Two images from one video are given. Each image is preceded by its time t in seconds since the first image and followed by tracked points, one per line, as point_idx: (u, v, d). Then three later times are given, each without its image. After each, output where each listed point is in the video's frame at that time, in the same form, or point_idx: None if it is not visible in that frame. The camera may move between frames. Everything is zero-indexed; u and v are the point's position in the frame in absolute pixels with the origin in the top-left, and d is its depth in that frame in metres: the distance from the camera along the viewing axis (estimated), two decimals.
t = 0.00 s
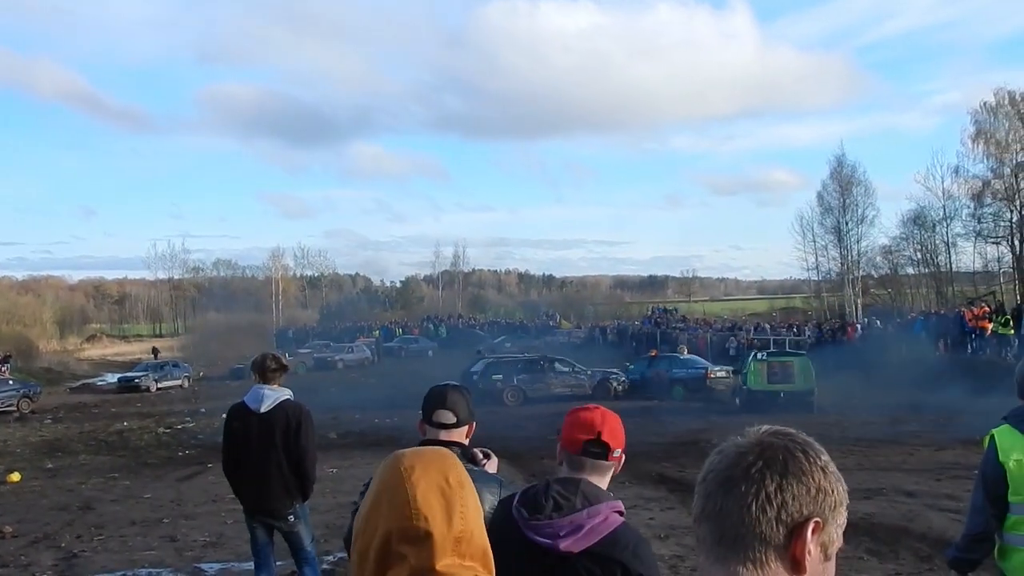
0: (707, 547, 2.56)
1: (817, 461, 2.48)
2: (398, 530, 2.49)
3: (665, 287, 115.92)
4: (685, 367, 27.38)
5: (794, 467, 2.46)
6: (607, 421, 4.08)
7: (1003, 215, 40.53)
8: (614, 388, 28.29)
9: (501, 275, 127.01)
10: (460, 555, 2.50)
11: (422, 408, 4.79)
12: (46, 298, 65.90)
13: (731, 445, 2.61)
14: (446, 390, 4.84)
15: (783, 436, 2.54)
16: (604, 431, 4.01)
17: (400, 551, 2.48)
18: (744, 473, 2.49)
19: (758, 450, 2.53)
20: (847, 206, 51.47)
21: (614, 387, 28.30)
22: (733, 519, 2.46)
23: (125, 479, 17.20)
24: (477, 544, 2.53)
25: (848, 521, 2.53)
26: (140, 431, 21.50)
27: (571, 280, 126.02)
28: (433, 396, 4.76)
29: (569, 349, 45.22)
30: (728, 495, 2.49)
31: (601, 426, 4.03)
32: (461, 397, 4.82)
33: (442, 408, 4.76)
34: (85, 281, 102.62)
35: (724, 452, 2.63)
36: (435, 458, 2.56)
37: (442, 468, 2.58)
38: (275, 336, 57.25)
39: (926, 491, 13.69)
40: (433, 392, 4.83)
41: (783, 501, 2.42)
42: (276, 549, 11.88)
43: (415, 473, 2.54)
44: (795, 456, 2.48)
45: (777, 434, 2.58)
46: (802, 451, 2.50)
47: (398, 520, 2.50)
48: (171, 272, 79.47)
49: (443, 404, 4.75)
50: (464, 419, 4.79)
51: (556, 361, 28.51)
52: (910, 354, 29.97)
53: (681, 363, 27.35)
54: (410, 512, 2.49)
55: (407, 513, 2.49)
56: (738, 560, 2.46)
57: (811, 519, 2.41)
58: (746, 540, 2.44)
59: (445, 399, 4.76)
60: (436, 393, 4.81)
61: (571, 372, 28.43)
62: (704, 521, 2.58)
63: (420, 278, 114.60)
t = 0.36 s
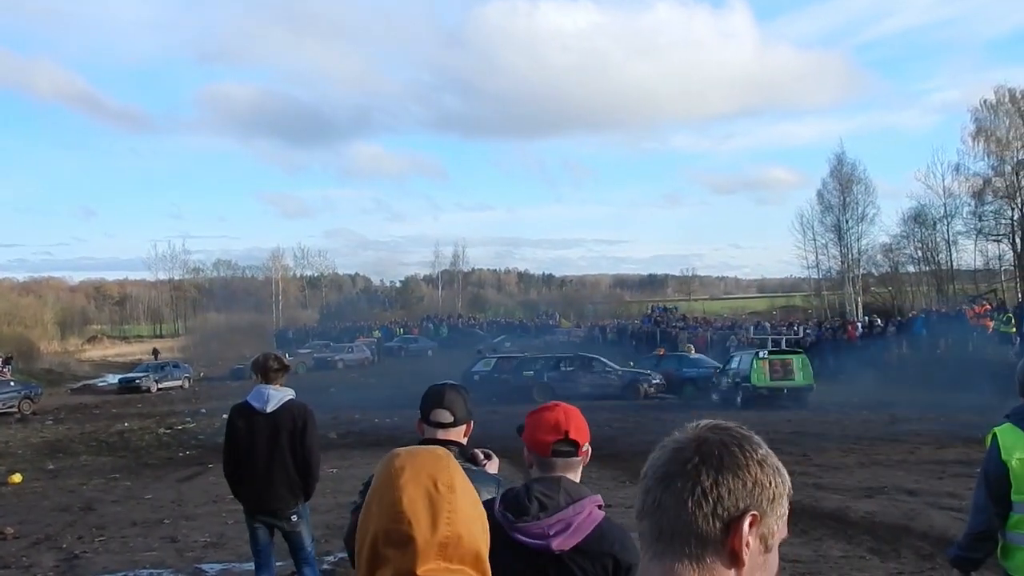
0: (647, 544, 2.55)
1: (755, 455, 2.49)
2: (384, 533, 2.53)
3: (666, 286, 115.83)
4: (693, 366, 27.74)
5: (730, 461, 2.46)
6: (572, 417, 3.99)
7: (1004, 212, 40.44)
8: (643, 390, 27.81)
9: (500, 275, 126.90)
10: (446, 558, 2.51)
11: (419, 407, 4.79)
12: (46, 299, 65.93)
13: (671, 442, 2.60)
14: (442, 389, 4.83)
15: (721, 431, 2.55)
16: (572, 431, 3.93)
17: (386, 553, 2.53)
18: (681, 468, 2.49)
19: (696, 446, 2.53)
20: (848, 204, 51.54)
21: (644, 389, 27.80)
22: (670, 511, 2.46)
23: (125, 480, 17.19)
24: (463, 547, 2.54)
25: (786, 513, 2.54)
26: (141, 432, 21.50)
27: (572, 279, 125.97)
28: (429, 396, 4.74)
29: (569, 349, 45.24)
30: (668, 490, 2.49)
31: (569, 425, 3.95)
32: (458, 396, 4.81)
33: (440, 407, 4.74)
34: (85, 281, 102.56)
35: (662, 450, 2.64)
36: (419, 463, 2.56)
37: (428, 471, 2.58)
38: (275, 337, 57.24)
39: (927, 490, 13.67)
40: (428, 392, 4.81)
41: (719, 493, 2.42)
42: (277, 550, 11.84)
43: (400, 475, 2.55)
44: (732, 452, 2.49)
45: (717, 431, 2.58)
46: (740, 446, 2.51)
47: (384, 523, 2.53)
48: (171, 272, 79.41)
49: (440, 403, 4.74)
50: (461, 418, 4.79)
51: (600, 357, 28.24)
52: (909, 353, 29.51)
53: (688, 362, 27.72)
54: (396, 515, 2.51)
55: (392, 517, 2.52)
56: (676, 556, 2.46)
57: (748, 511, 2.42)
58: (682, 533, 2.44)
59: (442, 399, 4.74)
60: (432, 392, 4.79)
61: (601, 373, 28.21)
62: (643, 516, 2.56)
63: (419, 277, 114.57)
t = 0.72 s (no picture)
0: (617, 547, 2.48)
1: (717, 448, 2.53)
2: (395, 524, 2.77)
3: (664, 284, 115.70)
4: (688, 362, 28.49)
5: (704, 460, 2.47)
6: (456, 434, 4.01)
7: (1000, 211, 40.29)
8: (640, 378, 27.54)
9: (497, 274, 126.78)
10: (451, 554, 2.72)
11: (415, 405, 4.81)
12: (43, 299, 65.84)
13: (626, 442, 2.51)
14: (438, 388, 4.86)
15: (682, 426, 2.53)
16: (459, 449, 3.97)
17: (396, 544, 2.77)
18: (656, 472, 2.44)
19: (662, 447, 2.48)
20: (844, 203, 51.59)
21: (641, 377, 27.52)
22: (652, 516, 2.41)
23: (122, 481, 17.21)
24: (471, 543, 2.75)
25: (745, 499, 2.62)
26: (138, 432, 21.51)
27: (570, 277, 125.87)
28: (424, 395, 4.76)
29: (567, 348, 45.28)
30: (643, 495, 2.42)
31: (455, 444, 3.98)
32: (452, 395, 4.83)
33: (434, 406, 4.75)
34: (83, 283, 102.46)
35: (615, 449, 2.54)
36: (431, 458, 2.79)
37: (440, 468, 2.81)
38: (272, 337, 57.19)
39: (923, 487, 13.70)
40: (425, 391, 4.83)
41: (700, 494, 2.44)
42: (275, 549, 11.85)
43: (415, 470, 2.79)
44: (699, 448, 2.49)
45: (673, 426, 2.55)
46: (702, 440, 2.52)
47: (395, 516, 2.77)
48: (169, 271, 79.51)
49: (435, 402, 4.75)
50: (456, 416, 4.79)
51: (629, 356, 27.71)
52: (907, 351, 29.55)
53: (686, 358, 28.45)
54: (405, 510, 2.75)
55: (402, 510, 2.75)
56: (659, 559, 2.42)
57: (722, 505, 2.48)
58: (669, 538, 2.41)
59: (436, 397, 4.75)
60: (428, 392, 4.80)
61: (622, 371, 27.48)
62: (610, 519, 2.48)
63: (416, 277, 114.47)
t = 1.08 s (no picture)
0: (614, 555, 2.37)
1: (709, 444, 2.44)
2: (449, 509, 2.82)
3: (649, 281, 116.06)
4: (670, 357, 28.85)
5: (697, 460, 2.38)
6: (294, 430, 3.97)
7: (979, 207, 40.50)
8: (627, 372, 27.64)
9: (482, 272, 126.78)
10: (506, 541, 2.79)
11: (394, 405, 4.76)
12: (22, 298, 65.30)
13: (617, 447, 2.39)
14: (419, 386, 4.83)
15: (671, 425, 2.43)
16: (297, 441, 3.89)
17: (449, 529, 2.83)
18: (653, 476, 2.33)
19: (654, 449, 2.38)
20: (827, 200, 51.96)
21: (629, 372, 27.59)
22: (653, 523, 2.31)
23: (102, 481, 17.08)
24: (526, 532, 2.80)
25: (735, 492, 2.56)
26: (118, 431, 21.36)
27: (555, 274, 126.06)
28: (404, 393, 4.73)
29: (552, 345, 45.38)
30: (640, 499, 2.32)
31: (293, 437, 3.91)
32: (432, 393, 4.81)
33: (413, 405, 4.71)
34: (64, 282, 101.71)
35: (601, 455, 2.43)
36: (491, 446, 2.81)
37: (499, 455, 2.83)
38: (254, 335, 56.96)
39: (905, 481, 13.77)
40: (404, 390, 4.79)
41: (696, 496, 2.35)
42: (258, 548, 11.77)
43: (472, 458, 2.82)
44: (693, 448, 2.40)
45: (663, 426, 2.45)
46: (693, 438, 2.44)
47: (451, 501, 2.82)
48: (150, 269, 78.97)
49: (414, 401, 4.72)
50: (435, 415, 4.74)
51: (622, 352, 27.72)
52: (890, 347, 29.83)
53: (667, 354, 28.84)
54: (461, 495, 2.80)
55: (459, 495, 2.80)
56: (660, 566, 2.33)
57: (719, 503, 2.39)
58: (668, 542, 2.32)
59: (415, 396, 4.73)
60: (407, 390, 4.77)
61: (614, 367, 27.42)
62: (603, 528, 2.37)
63: (401, 274, 114.35)
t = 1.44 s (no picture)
0: (659, 563, 2.37)
1: (752, 451, 2.44)
2: (483, 501, 2.74)
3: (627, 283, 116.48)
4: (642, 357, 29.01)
5: (745, 465, 2.38)
6: (252, 429, 3.94)
7: (953, 209, 40.97)
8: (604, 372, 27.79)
9: (460, 272, 126.71)
10: (537, 533, 2.73)
11: (369, 404, 4.70)
12: None
13: (661, 453, 2.38)
14: (392, 386, 4.79)
15: (717, 431, 2.42)
16: (254, 440, 3.84)
17: (482, 520, 2.76)
18: (702, 485, 2.33)
19: (700, 456, 2.37)
20: (803, 201, 52.39)
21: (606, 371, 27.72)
22: (704, 531, 2.32)
23: (76, 483, 16.90)
24: (553, 525, 2.75)
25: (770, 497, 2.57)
26: (92, 433, 21.14)
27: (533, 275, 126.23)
28: (378, 394, 4.69)
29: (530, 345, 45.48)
30: (690, 509, 2.31)
31: (250, 438, 3.85)
32: (405, 393, 4.78)
33: (388, 405, 4.67)
34: (36, 282, 100.54)
35: (644, 461, 2.41)
36: (521, 441, 2.73)
37: (527, 450, 2.76)
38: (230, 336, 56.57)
39: (880, 481, 13.88)
40: (379, 388, 4.74)
41: (745, 503, 2.36)
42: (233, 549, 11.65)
43: (506, 451, 2.74)
44: (739, 454, 2.40)
45: (709, 430, 2.44)
46: (737, 443, 2.43)
47: (483, 493, 2.74)
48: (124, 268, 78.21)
49: (388, 402, 4.68)
50: (410, 415, 4.71)
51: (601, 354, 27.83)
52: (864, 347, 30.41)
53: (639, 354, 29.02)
54: (494, 487, 2.72)
55: (492, 487, 2.72)
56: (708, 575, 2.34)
57: (764, 510, 2.41)
58: (718, 550, 2.33)
59: (390, 397, 4.69)
60: (382, 391, 4.73)
61: (593, 369, 27.51)
62: (647, 536, 2.37)
63: (378, 275, 114.03)
